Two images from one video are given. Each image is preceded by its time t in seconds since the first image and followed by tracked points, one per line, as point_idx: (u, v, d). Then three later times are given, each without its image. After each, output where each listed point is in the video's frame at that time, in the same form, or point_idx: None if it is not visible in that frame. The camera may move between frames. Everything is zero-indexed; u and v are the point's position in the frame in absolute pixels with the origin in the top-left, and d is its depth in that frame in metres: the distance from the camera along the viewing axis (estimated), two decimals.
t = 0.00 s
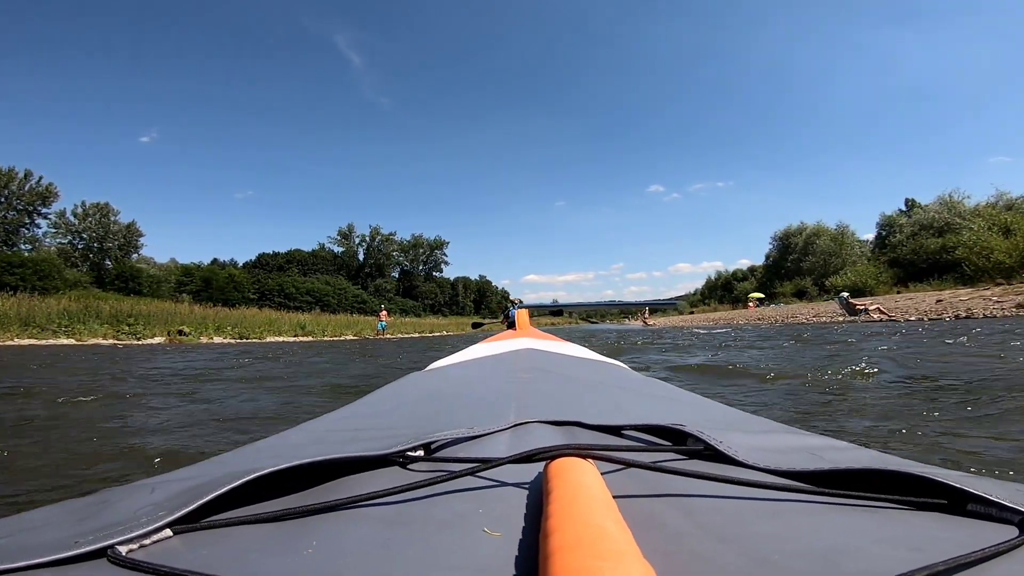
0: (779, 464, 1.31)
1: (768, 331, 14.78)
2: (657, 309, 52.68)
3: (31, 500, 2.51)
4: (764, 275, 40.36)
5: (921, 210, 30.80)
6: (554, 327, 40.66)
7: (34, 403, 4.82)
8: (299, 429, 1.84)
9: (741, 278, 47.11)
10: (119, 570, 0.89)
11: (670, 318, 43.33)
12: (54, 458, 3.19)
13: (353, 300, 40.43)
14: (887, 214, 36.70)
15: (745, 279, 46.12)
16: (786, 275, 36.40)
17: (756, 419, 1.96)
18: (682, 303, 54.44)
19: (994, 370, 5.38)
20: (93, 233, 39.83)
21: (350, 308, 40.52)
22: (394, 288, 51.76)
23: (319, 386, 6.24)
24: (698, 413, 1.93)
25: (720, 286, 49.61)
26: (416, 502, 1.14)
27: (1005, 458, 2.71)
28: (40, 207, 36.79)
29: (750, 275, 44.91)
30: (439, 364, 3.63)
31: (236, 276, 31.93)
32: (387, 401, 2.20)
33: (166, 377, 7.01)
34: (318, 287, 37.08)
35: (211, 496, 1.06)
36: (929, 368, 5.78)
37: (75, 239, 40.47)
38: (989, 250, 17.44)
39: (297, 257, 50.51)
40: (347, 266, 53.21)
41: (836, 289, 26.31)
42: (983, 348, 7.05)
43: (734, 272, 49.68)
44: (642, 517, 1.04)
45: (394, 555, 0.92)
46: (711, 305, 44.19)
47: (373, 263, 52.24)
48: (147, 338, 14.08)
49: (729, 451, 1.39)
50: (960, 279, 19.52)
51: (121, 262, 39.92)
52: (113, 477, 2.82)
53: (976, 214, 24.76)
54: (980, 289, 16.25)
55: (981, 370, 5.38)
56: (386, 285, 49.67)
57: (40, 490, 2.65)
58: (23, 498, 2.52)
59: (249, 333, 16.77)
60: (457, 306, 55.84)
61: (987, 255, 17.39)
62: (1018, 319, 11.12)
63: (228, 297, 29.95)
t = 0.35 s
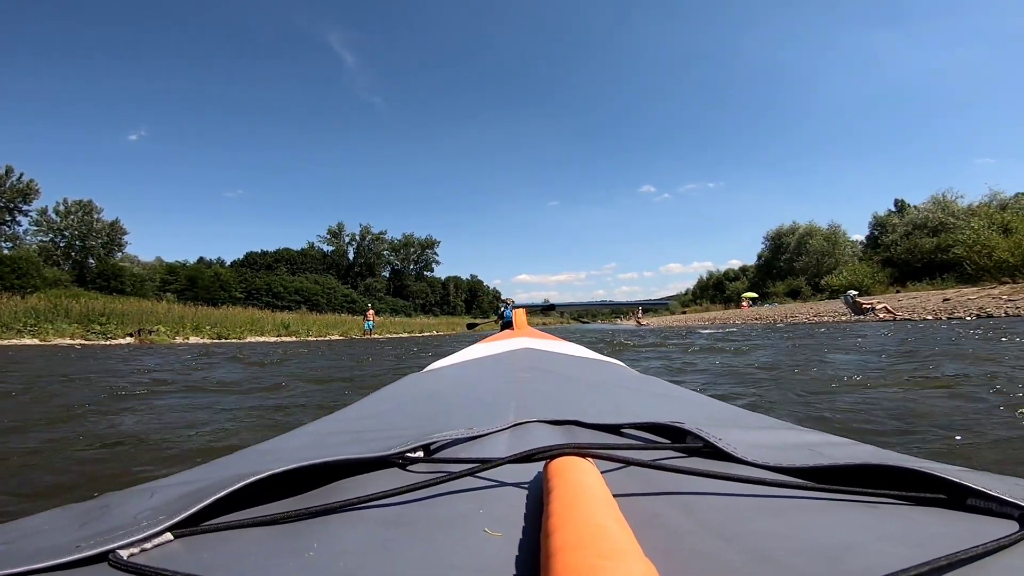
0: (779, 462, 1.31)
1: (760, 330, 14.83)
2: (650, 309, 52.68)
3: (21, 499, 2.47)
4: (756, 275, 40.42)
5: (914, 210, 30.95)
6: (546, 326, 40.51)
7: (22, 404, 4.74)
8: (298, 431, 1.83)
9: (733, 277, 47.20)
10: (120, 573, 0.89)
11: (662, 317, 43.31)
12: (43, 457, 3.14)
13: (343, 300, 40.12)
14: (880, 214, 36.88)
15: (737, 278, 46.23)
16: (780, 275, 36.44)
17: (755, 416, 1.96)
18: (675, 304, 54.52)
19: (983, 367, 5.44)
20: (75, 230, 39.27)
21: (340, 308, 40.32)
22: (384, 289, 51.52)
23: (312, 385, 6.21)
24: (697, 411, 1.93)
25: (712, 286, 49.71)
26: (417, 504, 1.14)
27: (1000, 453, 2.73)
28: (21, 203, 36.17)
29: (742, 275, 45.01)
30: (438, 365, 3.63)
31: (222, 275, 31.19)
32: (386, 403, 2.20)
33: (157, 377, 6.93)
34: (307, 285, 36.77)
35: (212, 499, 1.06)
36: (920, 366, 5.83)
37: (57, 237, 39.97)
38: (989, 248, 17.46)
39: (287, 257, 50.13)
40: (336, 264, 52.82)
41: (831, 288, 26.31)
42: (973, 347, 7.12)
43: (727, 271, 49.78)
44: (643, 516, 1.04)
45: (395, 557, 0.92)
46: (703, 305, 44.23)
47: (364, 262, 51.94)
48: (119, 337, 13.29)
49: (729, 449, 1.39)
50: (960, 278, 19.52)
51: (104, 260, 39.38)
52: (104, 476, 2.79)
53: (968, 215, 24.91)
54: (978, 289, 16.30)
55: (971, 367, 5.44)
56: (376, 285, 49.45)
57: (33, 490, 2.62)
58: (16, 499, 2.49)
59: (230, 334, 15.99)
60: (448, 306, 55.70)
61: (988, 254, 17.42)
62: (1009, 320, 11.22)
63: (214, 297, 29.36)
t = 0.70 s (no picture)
0: (774, 464, 1.32)
1: (752, 331, 14.83)
2: (643, 309, 52.65)
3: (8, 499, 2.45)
4: (749, 275, 40.38)
5: (906, 208, 31.07)
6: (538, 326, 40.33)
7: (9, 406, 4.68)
8: (293, 430, 1.82)
9: (725, 277, 47.24)
10: (114, 570, 0.89)
11: (655, 317, 43.21)
12: (30, 459, 3.12)
13: (331, 300, 39.84)
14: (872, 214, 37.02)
15: (729, 278, 46.23)
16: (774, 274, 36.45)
17: (751, 418, 1.96)
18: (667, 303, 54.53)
19: (974, 368, 5.48)
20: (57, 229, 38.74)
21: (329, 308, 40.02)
22: (374, 289, 51.29)
23: (302, 387, 6.16)
24: (692, 413, 1.93)
25: (704, 285, 49.73)
26: (412, 503, 1.14)
27: (993, 455, 2.75)
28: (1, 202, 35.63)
29: (735, 275, 45.01)
30: (434, 364, 3.62)
31: (208, 275, 31.30)
32: (382, 402, 2.19)
33: (146, 378, 6.85)
34: (295, 285, 36.41)
35: (207, 496, 1.06)
36: (911, 367, 5.86)
37: (39, 236, 39.44)
38: (991, 246, 17.43)
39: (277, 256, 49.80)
40: (325, 264, 52.46)
41: (826, 287, 26.31)
42: (963, 347, 7.16)
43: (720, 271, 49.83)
44: (638, 516, 1.04)
45: (390, 555, 0.91)
46: (695, 305, 44.15)
47: (355, 261, 51.65)
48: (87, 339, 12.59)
49: (725, 451, 1.39)
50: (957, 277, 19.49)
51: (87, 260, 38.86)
52: (93, 479, 2.77)
53: (961, 213, 25.01)
54: (975, 286, 16.28)
55: (962, 369, 5.47)
56: (366, 285, 49.34)
57: (23, 491, 2.59)
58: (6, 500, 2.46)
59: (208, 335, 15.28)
60: (439, 306, 55.52)
61: (988, 252, 17.39)
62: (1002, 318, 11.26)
63: (198, 296, 29.47)
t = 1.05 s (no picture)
0: (772, 462, 1.32)
1: (747, 330, 14.85)
2: (637, 309, 52.62)
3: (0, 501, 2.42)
4: (742, 275, 40.37)
5: (901, 207, 31.15)
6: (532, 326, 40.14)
7: None
8: (293, 428, 1.82)
9: (718, 276, 47.31)
10: (113, 569, 0.88)
11: (649, 317, 43.12)
12: (20, 461, 3.08)
13: (320, 301, 39.42)
14: (866, 213, 37.14)
15: (723, 277, 46.26)
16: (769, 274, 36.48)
17: (750, 416, 1.96)
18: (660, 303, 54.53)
19: (967, 366, 5.52)
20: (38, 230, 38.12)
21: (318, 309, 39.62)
22: (365, 289, 51.00)
23: (296, 387, 6.12)
24: (691, 411, 1.93)
25: (697, 285, 49.85)
26: (411, 501, 1.13)
27: (989, 453, 2.76)
28: None
29: (728, 274, 45.03)
30: (433, 363, 3.62)
31: (194, 275, 30.66)
32: (380, 400, 2.19)
33: (138, 378, 6.79)
34: (285, 286, 36.07)
35: (205, 495, 1.05)
36: (905, 366, 5.90)
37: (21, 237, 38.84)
38: (995, 244, 17.36)
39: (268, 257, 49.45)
40: (315, 264, 51.99)
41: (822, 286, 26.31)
42: (957, 347, 7.20)
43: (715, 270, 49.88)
44: (636, 515, 1.04)
45: (387, 554, 0.92)
46: (689, 305, 44.11)
47: (345, 261, 51.38)
48: (54, 342, 12.07)
49: (724, 449, 1.39)
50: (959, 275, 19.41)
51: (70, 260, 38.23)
52: (86, 480, 2.74)
53: (955, 212, 25.12)
54: (976, 284, 16.22)
55: (955, 367, 5.50)
56: (357, 285, 49.15)
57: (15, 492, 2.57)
58: None
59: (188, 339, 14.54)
60: (432, 306, 55.30)
61: (993, 249, 17.33)
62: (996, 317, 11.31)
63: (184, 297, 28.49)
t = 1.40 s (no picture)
0: (774, 462, 1.32)
1: (742, 330, 14.86)
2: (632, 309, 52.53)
3: None
4: (737, 275, 40.32)
5: (896, 206, 31.21)
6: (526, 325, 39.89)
7: None
8: (293, 433, 1.82)
9: (712, 277, 47.30)
10: (116, 575, 0.88)
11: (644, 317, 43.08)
12: (8, 465, 3.03)
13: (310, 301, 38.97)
14: (862, 213, 37.26)
15: (717, 277, 46.31)
16: (764, 273, 36.48)
17: (751, 417, 1.95)
18: (654, 303, 54.45)
19: (962, 365, 5.55)
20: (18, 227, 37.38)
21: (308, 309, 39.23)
22: (356, 290, 50.77)
23: (289, 387, 6.08)
24: (691, 412, 1.93)
25: (690, 285, 49.93)
26: (413, 505, 1.13)
27: (989, 451, 2.76)
28: None
29: (723, 274, 45.02)
30: (433, 366, 3.61)
31: (179, 274, 30.15)
32: (381, 404, 2.18)
33: (129, 379, 6.70)
34: (274, 286, 35.73)
35: (207, 500, 1.05)
36: (900, 366, 5.92)
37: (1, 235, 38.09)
38: (998, 243, 17.26)
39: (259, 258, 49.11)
40: (305, 264, 51.47)
41: (819, 286, 26.30)
42: (951, 346, 7.24)
43: (710, 271, 49.92)
44: (638, 517, 1.04)
45: (389, 558, 0.91)
46: (682, 305, 44.04)
47: (336, 261, 51.06)
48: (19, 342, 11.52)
49: (726, 450, 1.39)
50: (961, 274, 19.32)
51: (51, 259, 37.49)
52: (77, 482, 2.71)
53: (951, 212, 25.20)
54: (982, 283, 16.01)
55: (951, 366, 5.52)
56: (347, 285, 48.98)
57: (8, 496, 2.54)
58: None
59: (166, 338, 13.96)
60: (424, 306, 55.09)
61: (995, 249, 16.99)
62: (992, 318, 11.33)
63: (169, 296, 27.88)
